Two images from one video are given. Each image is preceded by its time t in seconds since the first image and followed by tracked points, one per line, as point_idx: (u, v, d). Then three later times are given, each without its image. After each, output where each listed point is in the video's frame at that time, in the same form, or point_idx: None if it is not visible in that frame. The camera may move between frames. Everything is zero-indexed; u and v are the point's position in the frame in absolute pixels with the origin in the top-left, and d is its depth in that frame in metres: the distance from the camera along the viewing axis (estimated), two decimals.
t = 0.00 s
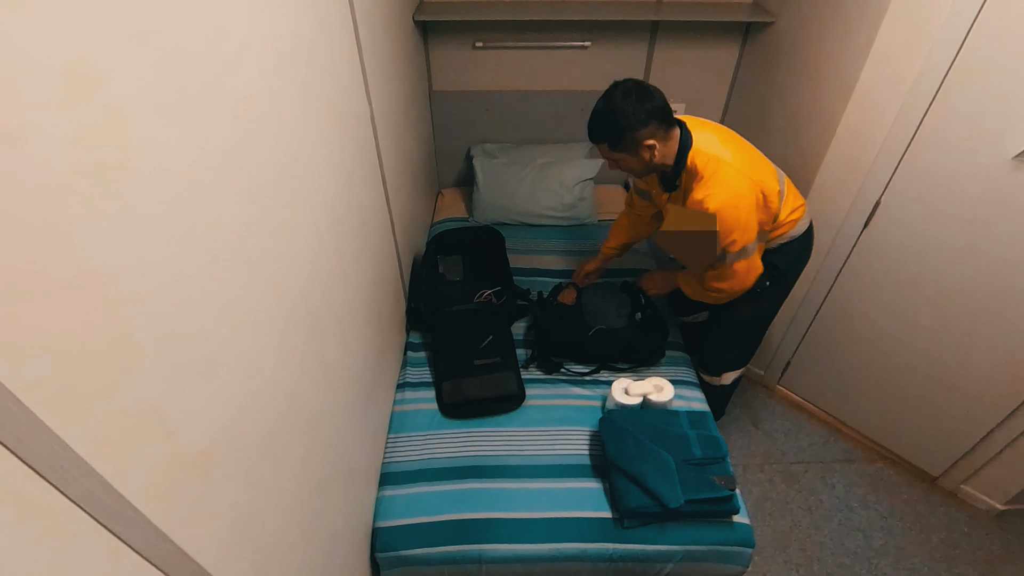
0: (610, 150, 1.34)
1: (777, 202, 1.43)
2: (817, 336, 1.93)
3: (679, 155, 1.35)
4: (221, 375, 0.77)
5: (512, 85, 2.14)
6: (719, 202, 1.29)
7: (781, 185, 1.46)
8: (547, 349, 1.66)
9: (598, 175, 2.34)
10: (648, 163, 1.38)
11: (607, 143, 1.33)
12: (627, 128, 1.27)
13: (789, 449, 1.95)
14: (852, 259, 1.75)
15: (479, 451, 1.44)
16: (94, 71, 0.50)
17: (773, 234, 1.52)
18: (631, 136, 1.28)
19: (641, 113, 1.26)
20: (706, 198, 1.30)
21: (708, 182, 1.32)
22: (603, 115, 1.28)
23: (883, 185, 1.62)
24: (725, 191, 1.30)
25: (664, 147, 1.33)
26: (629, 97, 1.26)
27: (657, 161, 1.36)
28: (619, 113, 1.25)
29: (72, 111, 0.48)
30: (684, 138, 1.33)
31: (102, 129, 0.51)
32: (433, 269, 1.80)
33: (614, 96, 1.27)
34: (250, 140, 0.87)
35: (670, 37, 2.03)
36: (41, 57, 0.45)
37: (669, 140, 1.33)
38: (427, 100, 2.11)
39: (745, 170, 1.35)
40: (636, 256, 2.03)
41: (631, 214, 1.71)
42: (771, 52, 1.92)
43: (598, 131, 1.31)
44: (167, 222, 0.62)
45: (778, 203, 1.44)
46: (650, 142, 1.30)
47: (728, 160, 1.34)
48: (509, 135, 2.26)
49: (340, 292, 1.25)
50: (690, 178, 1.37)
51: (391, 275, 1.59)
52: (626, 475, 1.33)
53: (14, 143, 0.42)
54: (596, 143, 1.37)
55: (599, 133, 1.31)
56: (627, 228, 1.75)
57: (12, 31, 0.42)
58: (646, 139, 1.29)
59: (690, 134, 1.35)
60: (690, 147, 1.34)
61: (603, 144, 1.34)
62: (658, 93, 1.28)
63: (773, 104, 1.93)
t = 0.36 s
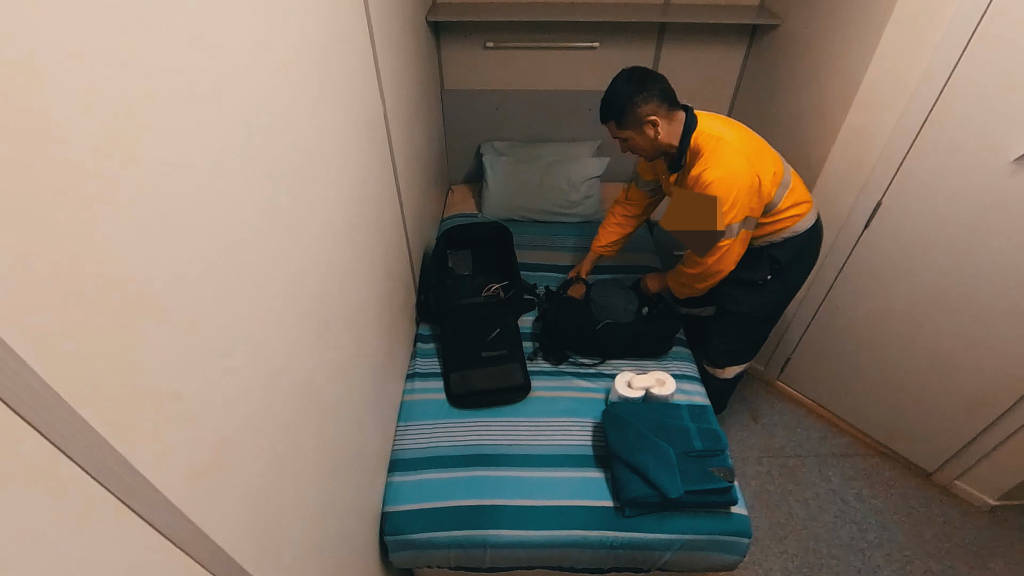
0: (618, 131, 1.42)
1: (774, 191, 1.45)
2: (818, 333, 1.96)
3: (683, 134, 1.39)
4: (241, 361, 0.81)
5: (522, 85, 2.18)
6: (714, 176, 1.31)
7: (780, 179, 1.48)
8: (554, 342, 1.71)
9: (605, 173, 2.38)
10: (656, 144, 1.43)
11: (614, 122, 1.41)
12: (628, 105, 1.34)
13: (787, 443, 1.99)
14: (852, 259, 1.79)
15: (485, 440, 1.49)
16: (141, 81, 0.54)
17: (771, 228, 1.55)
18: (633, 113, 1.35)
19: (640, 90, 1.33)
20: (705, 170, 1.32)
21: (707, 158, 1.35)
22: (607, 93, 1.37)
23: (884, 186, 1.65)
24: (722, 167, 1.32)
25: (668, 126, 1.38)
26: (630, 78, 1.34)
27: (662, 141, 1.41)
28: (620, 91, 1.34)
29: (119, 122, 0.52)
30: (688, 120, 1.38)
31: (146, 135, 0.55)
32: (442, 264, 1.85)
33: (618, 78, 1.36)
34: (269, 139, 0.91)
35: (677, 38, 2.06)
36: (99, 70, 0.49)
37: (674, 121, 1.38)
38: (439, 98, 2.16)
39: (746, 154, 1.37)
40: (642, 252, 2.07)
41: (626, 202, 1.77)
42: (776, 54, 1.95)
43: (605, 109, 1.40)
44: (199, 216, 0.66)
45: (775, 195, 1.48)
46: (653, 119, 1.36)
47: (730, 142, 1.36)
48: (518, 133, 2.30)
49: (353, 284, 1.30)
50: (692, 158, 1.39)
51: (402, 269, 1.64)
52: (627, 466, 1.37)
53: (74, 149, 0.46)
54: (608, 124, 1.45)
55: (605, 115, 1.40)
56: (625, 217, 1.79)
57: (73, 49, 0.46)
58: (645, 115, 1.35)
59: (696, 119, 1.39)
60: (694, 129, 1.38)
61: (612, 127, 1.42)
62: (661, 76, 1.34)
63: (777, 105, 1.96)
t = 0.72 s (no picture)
0: (631, 136, 1.42)
1: (788, 189, 1.50)
2: (818, 331, 2.00)
3: (698, 137, 1.40)
4: (256, 348, 0.85)
5: (531, 85, 2.21)
6: (734, 178, 1.35)
7: (793, 177, 1.52)
8: (560, 335, 1.75)
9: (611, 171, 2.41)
10: (670, 148, 1.43)
11: (629, 128, 1.41)
12: (643, 112, 1.35)
13: (785, 437, 2.03)
14: (853, 258, 1.82)
15: (491, 431, 1.52)
16: (168, 84, 0.58)
17: (781, 227, 1.59)
18: (647, 119, 1.35)
19: (654, 96, 1.33)
20: (723, 172, 1.36)
21: (723, 160, 1.38)
22: (620, 102, 1.37)
23: (886, 188, 1.68)
24: (741, 168, 1.36)
25: (681, 130, 1.38)
26: (642, 84, 1.34)
27: (677, 145, 1.41)
28: (633, 98, 1.34)
29: (150, 120, 0.55)
30: (703, 124, 1.39)
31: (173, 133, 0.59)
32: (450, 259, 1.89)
33: (630, 85, 1.36)
34: (285, 137, 0.95)
35: (683, 40, 2.09)
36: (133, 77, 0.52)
37: (687, 124, 1.39)
38: (449, 97, 2.20)
39: (761, 154, 1.42)
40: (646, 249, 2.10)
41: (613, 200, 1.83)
42: (781, 57, 1.98)
43: (619, 116, 1.39)
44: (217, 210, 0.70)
45: (789, 192, 1.52)
46: (667, 124, 1.36)
47: (744, 142, 1.41)
48: (526, 132, 2.33)
49: (364, 277, 1.33)
50: (706, 161, 1.42)
51: (411, 263, 1.68)
52: (629, 458, 1.40)
53: (112, 148, 0.50)
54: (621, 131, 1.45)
55: (619, 121, 1.40)
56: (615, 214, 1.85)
57: (110, 55, 0.49)
58: (662, 121, 1.35)
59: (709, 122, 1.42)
60: (708, 131, 1.40)
61: (625, 132, 1.42)
62: (673, 80, 1.35)
63: (781, 107, 1.99)
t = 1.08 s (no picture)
0: (638, 146, 1.45)
1: (790, 197, 1.53)
2: (818, 330, 2.03)
3: (703, 150, 1.44)
4: (273, 336, 0.90)
5: (540, 85, 2.25)
6: (738, 192, 1.38)
7: (796, 184, 1.55)
8: (565, 329, 1.79)
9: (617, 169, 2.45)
10: (674, 158, 1.47)
11: (635, 140, 1.44)
12: (652, 126, 1.37)
13: (783, 432, 2.08)
14: (853, 258, 1.85)
15: (496, 421, 1.57)
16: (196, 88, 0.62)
17: (784, 230, 1.62)
18: (655, 132, 1.38)
19: (664, 111, 1.35)
20: (726, 186, 1.39)
21: (727, 173, 1.41)
22: (629, 113, 1.39)
23: (886, 189, 1.71)
24: (745, 183, 1.39)
25: (687, 143, 1.42)
26: (653, 97, 1.36)
27: (681, 156, 1.45)
28: (644, 111, 1.36)
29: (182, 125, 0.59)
30: (708, 136, 1.42)
31: (201, 134, 0.62)
32: (459, 254, 1.93)
33: (640, 96, 1.37)
34: (302, 137, 0.99)
35: (690, 42, 2.12)
36: (165, 81, 0.56)
37: (693, 137, 1.42)
38: (459, 95, 2.24)
39: (764, 165, 1.45)
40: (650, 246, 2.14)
41: (620, 202, 1.87)
42: (786, 59, 2.01)
43: (626, 129, 1.42)
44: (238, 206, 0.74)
45: (791, 199, 1.55)
46: (674, 138, 1.39)
47: (748, 155, 1.44)
48: (535, 130, 2.37)
49: (375, 271, 1.38)
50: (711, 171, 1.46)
51: (421, 257, 1.72)
52: (630, 449, 1.44)
53: (146, 150, 0.53)
54: (627, 141, 1.48)
55: (626, 131, 1.42)
56: (622, 214, 1.90)
57: (149, 65, 0.53)
58: (670, 136, 1.39)
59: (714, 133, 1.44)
60: (713, 144, 1.43)
61: (631, 142, 1.45)
62: (682, 94, 1.37)
63: (786, 109, 2.02)
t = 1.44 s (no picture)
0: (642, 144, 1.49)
1: (792, 197, 1.56)
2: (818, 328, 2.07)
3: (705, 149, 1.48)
4: (288, 325, 0.94)
5: (549, 85, 2.29)
6: (739, 188, 1.41)
7: (798, 184, 1.59)
8: (569, 323, 1.84)
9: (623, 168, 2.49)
10: (677, 156, 1.51)
11: (639, 139, 1.48)
12: (656, 124, 1.41)
13: (781, 427, 2.12)
14: (854, 258, 1.88)
15: (501, 412, 1.61)
16: (220, 90, 0.65)
17: (786, 230, 1.65)
18: (659, 131, 1.42)
19: (668, 110, 1.39)
20: (729, 183, 1.42)
21: (729, 171, 1.45)
22: (634, 112, 1.42)
23: (887, 191, 1.74)
24: (747, 180, 1.42)
25: (690, 142, 1.46)
26: (657, 97, 1.40)
27: (685, 154, 1.49)
28: (648, 110, 1.40)
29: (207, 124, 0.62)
30: (711, 135, 1.46)
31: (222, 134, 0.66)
32: (467, 250, 1.98)
33: (644, 96, 1.41)
34: (317, 136, 1.03)
35: (696, 44, 2.14)
36: (195, 84, 0.59)
37: (695, 136, 1.46)
38: (469, 94, 2.28)
39: (766, 164, 1.48)
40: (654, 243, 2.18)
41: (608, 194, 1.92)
42: (790, 62, 2.04)
43: (631, 128, 1.46)
44: (257, 204, 0.78)
45: (794, 198, 1.58)
46: (677, 137, 1.43)
47: (750, 154, 1.47)
48: (543, 128, 2.42)
49: (385, 265, 1.42)
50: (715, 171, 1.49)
51: (430, 251, 1.76)
52: (631, 442, 1.48)
53: (177, 149, 0.57)
54: (631, 139, 1.52)
55: (631, 130, 1.46)
56: (610, 206, 1.94)
57: (181, 69, 0.56)
58: (673, 135, 1.43)
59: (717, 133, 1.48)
60: (716, 142, 1.46)
61: (635, 140, 1.49)
62: (686, 94, 1.41)
63: (790, 111, 2.05)
